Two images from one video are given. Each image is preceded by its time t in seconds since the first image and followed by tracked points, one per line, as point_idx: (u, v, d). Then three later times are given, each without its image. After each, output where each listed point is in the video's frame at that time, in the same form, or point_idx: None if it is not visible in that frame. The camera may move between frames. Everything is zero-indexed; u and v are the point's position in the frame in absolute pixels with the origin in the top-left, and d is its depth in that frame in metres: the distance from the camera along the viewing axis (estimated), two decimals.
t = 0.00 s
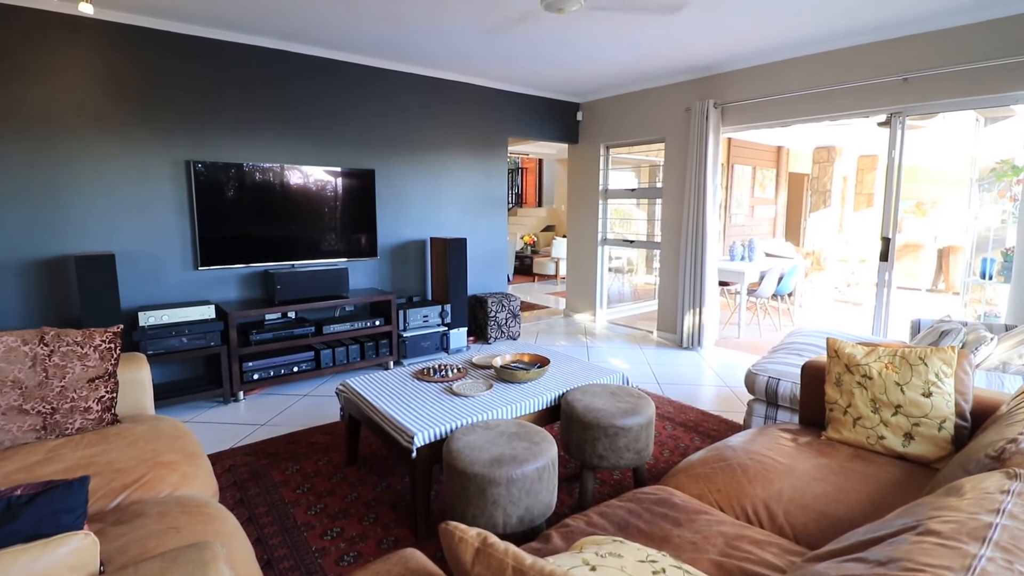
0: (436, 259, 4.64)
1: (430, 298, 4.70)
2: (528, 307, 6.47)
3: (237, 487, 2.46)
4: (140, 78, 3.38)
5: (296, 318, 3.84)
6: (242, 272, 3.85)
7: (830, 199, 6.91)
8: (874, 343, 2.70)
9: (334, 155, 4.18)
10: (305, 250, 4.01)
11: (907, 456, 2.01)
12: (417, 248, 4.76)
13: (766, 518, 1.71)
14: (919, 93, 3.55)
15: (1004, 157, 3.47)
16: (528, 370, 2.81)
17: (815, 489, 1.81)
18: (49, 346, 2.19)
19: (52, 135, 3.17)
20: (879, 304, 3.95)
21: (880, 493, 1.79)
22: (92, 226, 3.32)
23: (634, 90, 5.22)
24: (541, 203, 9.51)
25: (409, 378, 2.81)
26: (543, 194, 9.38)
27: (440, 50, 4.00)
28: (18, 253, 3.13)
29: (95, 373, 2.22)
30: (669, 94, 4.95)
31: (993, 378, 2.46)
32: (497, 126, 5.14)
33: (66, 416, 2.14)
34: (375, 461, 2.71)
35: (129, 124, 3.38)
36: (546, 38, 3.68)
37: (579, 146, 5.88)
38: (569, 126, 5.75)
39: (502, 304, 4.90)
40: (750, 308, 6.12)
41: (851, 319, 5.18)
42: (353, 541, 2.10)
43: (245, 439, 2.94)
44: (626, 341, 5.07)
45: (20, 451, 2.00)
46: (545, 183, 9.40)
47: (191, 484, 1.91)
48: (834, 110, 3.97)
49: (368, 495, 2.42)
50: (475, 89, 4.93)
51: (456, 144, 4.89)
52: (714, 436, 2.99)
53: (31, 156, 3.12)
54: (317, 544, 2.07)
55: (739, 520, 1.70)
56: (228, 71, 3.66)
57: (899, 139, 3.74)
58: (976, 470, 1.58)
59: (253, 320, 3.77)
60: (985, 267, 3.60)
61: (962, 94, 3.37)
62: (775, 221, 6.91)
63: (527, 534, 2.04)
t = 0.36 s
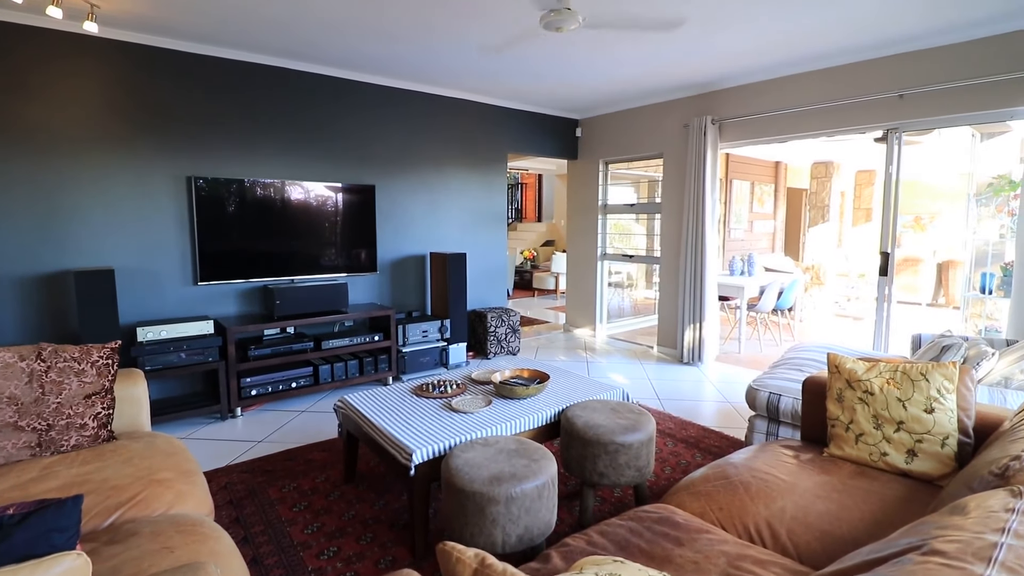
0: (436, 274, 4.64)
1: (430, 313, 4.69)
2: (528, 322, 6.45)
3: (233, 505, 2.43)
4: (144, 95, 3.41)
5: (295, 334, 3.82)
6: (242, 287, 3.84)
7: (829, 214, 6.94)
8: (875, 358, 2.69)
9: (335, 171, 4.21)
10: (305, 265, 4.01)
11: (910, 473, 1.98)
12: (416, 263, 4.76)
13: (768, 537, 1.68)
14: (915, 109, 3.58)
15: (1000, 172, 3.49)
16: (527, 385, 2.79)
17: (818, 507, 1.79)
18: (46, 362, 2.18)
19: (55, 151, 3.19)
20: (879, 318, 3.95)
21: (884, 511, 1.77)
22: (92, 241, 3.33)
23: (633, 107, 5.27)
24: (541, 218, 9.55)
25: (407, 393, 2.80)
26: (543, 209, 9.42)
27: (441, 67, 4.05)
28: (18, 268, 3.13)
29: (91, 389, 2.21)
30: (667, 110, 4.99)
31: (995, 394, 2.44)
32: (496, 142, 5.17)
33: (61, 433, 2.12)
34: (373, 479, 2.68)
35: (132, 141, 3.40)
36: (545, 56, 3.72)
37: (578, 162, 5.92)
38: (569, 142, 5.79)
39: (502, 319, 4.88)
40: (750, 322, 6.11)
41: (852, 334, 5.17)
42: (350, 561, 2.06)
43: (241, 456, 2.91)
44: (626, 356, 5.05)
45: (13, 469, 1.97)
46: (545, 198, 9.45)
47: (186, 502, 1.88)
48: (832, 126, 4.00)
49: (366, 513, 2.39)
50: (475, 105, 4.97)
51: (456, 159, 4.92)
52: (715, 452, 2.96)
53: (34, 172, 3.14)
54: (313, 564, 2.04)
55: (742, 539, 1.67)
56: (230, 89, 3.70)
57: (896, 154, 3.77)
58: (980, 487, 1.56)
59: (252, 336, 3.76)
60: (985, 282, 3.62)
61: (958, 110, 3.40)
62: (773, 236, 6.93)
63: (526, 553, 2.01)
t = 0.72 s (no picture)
0: (435, 287, 4.64)
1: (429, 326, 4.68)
2: (527, 335, 6.44)
3: (230, 522, 2.40)
4: (146, 111, 3.44)
5: (294, 348, 3.81)
6: (241, 301, 3.83)
7: (828, 227, 6.95)
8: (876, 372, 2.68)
9: (335, 186, 4.22)
10: (305, 279, 4.01)
11: (914, 488, 1.96)
12: (416, 276, 4.76)
13: (772, 555, 1.66)
14: (912, 123, 3.60)
15: (998, 185, 3.49)
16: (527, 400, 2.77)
17: (821, 524, 1.76)
18: (43, 377, 2.17)
19: (57, 166, 3.20)
20: (879, 331, 3.94)
21: (888, 528, 1.75)
22: (92, 256, 3.33)
23: (631, 121, 5.30)
24: (540, 232, 9.57)
25: (405, 408, 2.78)
26: (542, 222, 9.45)
27: (441, 83, 4.08)
28: (18, 282, 3.13)
29: (88, 405, 2.19)
30: (666, 125, 5.02)
31: (998, 408, 2.42)
32: (496, 156, 5.20)
33: (57, 449, 2.10)
34: (371, 495, 2.66)
35: (134, 156, 3.42)
36: (544, 71, 3.76)
37: (576, 176, 5.95)
38: (568, 156, 5.82)
39: (502, 333, 4.87)
40: (751, 336, 6.09)
41: (853, 348, 5.15)
42: None
43: (238, 472, 2.89)
44: (627, 369, 5.02)
45: (7, 485, 1.95)
46: (545, 212, 9.48)
47: (182, 519, 1.86)
48: (829, 140, 4.02)
49: (363, 530, 2.36)
50: (474, 120, 5.00)
51: (456, 174, 4.94)
52: (716, 468, 2.94)
53: (35, 187, 3.15)
54: None
55: (744, 557, 1.65)
56: (231, 104, 3.73)
57: (894, 166, 3.79)
58: (984, 504, 1.54)
59: (251, 349, 3.75)
60: (985, 295, 3.61)
61: (955, 124, 3.42)
62: (773, 249, 6.93)
63: (526, 572, 1.98)
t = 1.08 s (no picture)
0: (435, 299, 4.64)
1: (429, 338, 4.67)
2: (527, 347, 6.42)
3: (226, 538, 2.38)
4: (149, 124, 3.46)
5: (293, 361, 3.79)
6: (240, 313, 3.83)
7: (827, 238, 6.95)
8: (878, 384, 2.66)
9: (336, 198, 4.23)
10: (305, 291, 4.01)
11: (918, 503, 1.94)
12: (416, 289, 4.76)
13: (775, 572, 1.64)
14: (910, 136, 3.62)
15: (996, 198, 3.50)
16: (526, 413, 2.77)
17: (824, 539, 1.74)
18: (40, 390, 2.16)
19: (59, 180, 3.21)
20: (880, 343, 3.93)
21: (893, 544, 1.73)
22: (93, 269, 3.33)
23: (630, 134, 5.33)
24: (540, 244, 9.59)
25: (404, 421, 2.76)
26: (542, 234, 9.47)
27: (441, 96, 4.11)
28: (18, 295, 3.13)
29: (85, 419, 2.18)
30: (664, 138, 5.05)
31: (1001, 421, 2.41)
32: (496, 169, 5.23)
33: (52, 463, 2.08)
34: (370, 510, 2.63)
35: (136, 169, 3.44)
36: (543, 85, 3.79)
37: (575, 189, 5.97)
38: (567, 169, 5.84)
39: (502, 346, 4.86)
40: (751, 347, 6.07)
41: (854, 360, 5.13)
42: None
43: (236, 486, 2.86)
44: (627, 382, 5.00)
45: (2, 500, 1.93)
46: (545, 224, 9.50)
47: (177, 535, 1.84)
48: (828, 152, 4.04)
49: (361, 546, 2.33)
50: (474, 133, 5.04)
51: (456, 186, 4.96)
52: (718, 481, 2.91)
53: (36, 200, 3.16)
54: None
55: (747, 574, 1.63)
56: (232, 118, 3.75)
57: (892, 179, 3.82)
58: (989, 519, 1.52)
59: (250, 362, 3.74)
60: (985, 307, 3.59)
61: (952, 137, 3.44)
62: (772, 261, 6.94)
63: None
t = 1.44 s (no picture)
0: (435, 311, 4.63)
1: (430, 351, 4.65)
2: (527, 359, 6.40)
3: (221, 553, 2.35)
4: (150, 137, 3.48)
5: (291, 373, 3.78)
6: (239, 326, 3.81)
7: (826, 250, 6.95)
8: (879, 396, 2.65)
9: (336, 211, 4.24)
10: (305, 303, 4.01)
11: (921, 517, 1.92)
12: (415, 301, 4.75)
13: None
14: (907, 148, 3.64)
15: (994, 210, 3.51)
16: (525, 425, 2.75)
17: (827, 555, 1.72)
18: (35, 404, 2.14)
19: (59, 192, 3.22)
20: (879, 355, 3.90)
21: (896, 559, 1.70)
22: (92, 281, 3.33)
23: (629, 147, 5.36)
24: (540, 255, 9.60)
25: (402, 434, 2.74)
26: (542, 246, 9.49)
27: (441, 110, 4.14)
28: (17, 308, 3.13)
29: (81, 432, 2.16)
30: (663, 150, 5.08)
31: (1003, 433, 2.40)
32: (495, 181, 5.25)
33: (47, 478, 2.06)
34: (367, 525, 2.60)
35: (136, 182, 3.45)
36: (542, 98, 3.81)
37: (574, 201, 6.00)
38: (567, 181, 5.87)
39: (502, 359, 4.83)
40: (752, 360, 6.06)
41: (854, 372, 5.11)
42: None
43: (232, 501, 2.84)
44: (627, 395, 4.97)
45: None
46: (545, 236, 9.52)
47: (172, 551, 1.81)
48: (825, 165, 4.06)
49: (358, 562, 2.30)
50: (474, 146, 5.07)
51: (455, 198, 4.97)
52: (719, 495, 2.89)
53: (36, 213, 3.17)
54: None
55: None
56: (233, 131, 3.77)
57: (890, 191, 3.81)
58: (991, 534, 1.51)
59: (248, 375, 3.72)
60: (986, 318, 3.58)
61: (949, 149, 3.46)
62: (772, 273, 6.94)
63: None
